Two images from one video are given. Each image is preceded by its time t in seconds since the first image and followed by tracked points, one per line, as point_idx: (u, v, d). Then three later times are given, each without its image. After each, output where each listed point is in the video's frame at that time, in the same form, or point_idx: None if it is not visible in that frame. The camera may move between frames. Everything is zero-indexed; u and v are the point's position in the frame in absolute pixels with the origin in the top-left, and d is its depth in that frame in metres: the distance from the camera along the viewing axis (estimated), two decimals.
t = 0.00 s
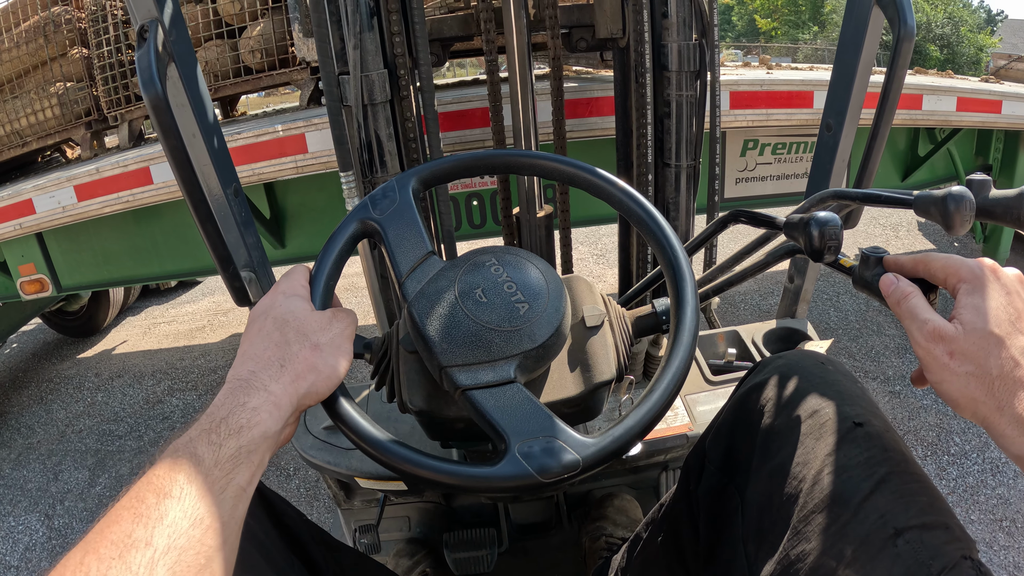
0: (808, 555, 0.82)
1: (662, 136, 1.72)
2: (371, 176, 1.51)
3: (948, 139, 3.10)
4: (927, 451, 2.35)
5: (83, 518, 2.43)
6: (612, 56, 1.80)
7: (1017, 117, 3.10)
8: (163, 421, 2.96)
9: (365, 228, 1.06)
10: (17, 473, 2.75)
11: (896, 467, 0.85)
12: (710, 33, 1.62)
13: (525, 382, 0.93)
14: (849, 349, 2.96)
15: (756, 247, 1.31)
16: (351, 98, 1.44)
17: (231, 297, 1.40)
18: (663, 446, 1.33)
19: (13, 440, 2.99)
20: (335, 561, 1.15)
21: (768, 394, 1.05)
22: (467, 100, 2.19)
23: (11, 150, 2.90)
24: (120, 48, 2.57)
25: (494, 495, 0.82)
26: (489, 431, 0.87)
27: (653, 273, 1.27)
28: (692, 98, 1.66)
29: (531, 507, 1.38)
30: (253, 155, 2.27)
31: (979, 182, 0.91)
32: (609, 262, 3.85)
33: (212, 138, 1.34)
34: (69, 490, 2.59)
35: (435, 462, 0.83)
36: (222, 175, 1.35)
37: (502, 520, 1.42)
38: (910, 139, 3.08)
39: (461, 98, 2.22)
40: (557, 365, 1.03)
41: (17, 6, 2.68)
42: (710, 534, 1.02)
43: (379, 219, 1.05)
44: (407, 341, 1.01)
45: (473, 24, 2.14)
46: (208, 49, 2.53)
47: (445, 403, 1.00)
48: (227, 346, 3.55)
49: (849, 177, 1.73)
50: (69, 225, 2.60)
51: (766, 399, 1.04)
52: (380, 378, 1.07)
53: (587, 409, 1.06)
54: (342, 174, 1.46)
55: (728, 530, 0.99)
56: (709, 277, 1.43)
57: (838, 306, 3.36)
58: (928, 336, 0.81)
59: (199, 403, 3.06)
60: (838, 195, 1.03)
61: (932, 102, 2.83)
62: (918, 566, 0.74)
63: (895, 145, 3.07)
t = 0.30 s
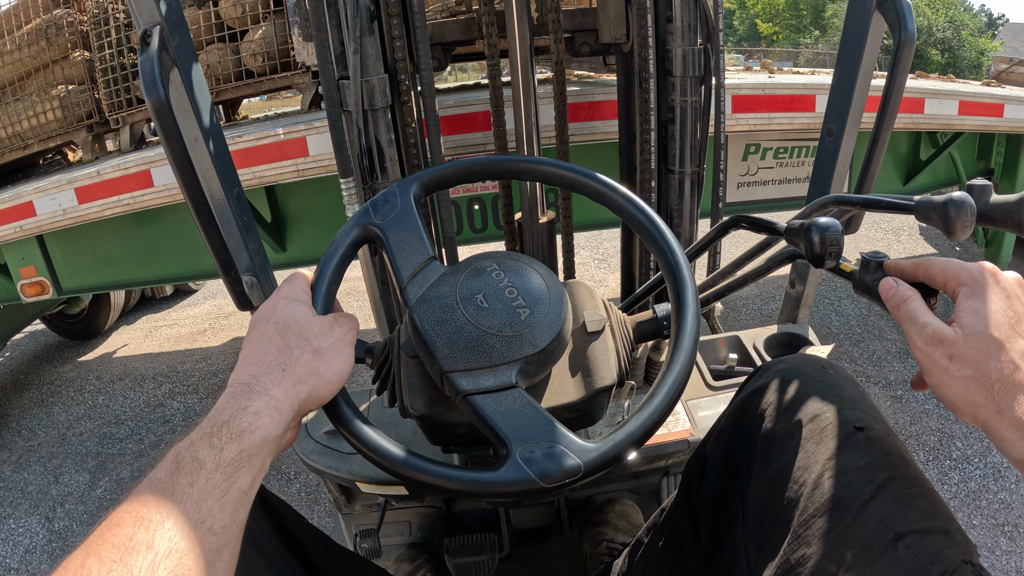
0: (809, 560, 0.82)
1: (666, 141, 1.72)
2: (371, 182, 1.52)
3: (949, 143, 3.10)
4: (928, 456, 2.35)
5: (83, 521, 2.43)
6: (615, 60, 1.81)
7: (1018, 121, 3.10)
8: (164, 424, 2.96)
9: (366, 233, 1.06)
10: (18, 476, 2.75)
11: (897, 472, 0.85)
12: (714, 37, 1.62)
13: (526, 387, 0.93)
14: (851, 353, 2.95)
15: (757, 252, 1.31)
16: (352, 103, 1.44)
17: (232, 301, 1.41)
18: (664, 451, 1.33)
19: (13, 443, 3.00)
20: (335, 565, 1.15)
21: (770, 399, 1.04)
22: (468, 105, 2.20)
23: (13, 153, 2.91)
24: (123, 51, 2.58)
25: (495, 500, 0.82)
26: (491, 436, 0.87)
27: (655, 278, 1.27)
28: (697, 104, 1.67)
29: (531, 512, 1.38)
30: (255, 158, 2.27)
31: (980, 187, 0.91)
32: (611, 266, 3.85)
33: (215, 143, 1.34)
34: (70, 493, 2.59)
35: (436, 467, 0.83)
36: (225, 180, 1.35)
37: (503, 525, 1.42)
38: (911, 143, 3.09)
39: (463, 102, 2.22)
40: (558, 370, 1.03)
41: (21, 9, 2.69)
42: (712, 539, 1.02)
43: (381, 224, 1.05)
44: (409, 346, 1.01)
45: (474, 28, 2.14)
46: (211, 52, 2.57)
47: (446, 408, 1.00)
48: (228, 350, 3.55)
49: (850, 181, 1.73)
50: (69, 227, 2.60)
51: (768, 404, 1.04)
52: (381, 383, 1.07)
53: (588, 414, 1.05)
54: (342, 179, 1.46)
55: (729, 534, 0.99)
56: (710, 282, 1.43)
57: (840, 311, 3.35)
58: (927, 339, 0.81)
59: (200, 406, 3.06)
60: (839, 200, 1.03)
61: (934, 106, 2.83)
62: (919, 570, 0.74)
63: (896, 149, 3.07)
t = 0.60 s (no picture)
0: (809, 559, 0.83)
1: (667, 145, 1.73)
2: (373, 186, 1.52)
3: (948, 146, 3.09)
4: (929, 459, 2.35)
5: (85, 522, 2.44)
6: (617, 64, 1.82)
7: (1017, 124, 3.11)
8: (166, 425, 2.97)
9: (368, 236, 1.07)
10: (20, 477, 2.76)
11: (897, 472, 0.85)
12: (716, 41, 1.62)
13: (527, 387, 0.94)
14: (851, 357, 2.96)
15: (757, 255, 1.31)
16: (353, 106, 1.45)
17: (235, 303, 1.42)
18: (665, 452, 1.33)
19: (15, 444, 3.00)
20: (337, 565, 1.15)
21: (769, 400, 1.05)
22: (469, 106, 2.21)
23: (17, 154, 2.93)
24: (127, 53, 2.59)
25: (497, 498, 0.83)
26: (493, 436, 0.87)
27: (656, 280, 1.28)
28: (698, 107, 1.67)
29: (532, 513, 1.38)
30: (257, 159, 2.28)
31: (979, 191, 0.91)
32: (612, 270, 3.86)
33: (219, 145, 1.35)
34: (72, 494, 2.60)
35: (439, 466, 0.84)
36: (228, 182, 1.35)
37: (503, 527, 1.43)
38: (911, 146, 3.09)
39: (464, 103, 2.24)
40: (559, 372, 1.04)
41: (26, 11, 2.71)
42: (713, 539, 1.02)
43: (382, 226, 1.06)
44: (411, 347, 1.02)
45: (475, 31, 2.15)
46: (214, 55, 2.59)
47: (448, 408, 1.00)
48: (230, 353, 3.56)
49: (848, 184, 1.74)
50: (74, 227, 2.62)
51: (767, 404, 1.05)
52: (383, 384, 1.08)
53: (589, 415, 1.06)
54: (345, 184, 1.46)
55: (730, 534, 1.00)
56: (710, 285, 1.44)
57: (840, 315, 3.36)
58: (926, 342, 0.81)
59: (201, 408, 3.07)
60: (838, 204, 1.04)
61: (932, 109, 2.84)
62: (920, 569, 0.74)
63: (895, 152, 3.08)
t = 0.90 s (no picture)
0: (818, 567, 0.81)
1: (671, 147, 1.72)
2: (374, 187, 1.51)
3: (951, 150, 3.10)
4: (932, 462, 2.33)
5: (83, 525, 2.42)
6: (620, 67, 1.81)
7: (1020, 127, 3.10)
8: (166, 428, 2.95)
9: (371, 236, 1.06)
10: (18, 479, 2.75)
11: (908, 478, 0.84)
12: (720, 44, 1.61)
13: (531, 391, 0.92)
14: (854, 360, 2.94)
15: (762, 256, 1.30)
16: (354, 107, 1.44)
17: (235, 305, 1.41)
18: (669, 457, 1.32)
19: (14, 445, 2.99)
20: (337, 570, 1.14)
21: (777, 406, 1.04)
22: (471, 110, 2.20)
23: (18, 156, 2.92)
24: (128, 56, 2.58)
25: (499, 505, 0.81)
26: (495, 441, 0.86)
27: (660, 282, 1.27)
28: (702, 110, 1.66)
29: (533, 519, 1.36)
30: (258, 163, 2.28)
31: (986, 190, 0.90)
32: (613, 273, 3.85)
33: (220, 145, 1.34)
34: (71, 496, 2.59)
35: (441, 472, 0.83)
36: (229, 182, 1.34)
37: (505, 532, 1.41)
38: (914, 149, 3.08)
39: (466, 107, 2.23)
40: (563, 375, 1.03)
41: (27, 13, 2.70)
42: (718, 546, 1.01)
43: (385, 226, 1.05)
44: (412, 349, 1.01)
45: (477, 34, 2.14)
46: (216, 58, 2.55)
47: (450, 412, 0.99)
48: (230, 355, 3.55)
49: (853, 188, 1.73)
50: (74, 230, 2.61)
51: (775, 410, 1.03)
52: (384, 387, 1.07)
53: (593, 419, 1.05)
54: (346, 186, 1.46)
55: (736, 541, 0.98)
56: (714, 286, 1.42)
57: (843, 319, 3.34)
58: (930, 334, 0.80)
59: (201, 411, 3.06)
60: (845, 205, 1.03)
61: (935, 112, 2.82)
62: None
63: (899, 156, 3.06)
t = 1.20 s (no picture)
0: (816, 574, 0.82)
1: (672, 154, 1.72)
2: (376, 195, 1.52)
3: (951, 154, 3.10)
4: (933, 468, 2.34)
5: (85, 528, 2.43)
6: (622, 74, 1.81)
7: (1020, 132, 3.11)
8: (167, 432, 2.96)
9: (373, 247, 1.06)
10: (21, 482, 2.75)
11: (905, 486, 0.85)
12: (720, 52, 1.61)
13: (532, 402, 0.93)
14: (855, 365, 2.95)
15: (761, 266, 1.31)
16: (357, 116, 1.44)
17: (238, 312, 1.41)
18: (669, 464, 1.32)
19: (16, 448, 3.00)
20: None
21: (775, 414, 1.04)
22: (473, 115, 2.21)
23: (21, 159, 2.93)
24: (131, 60, 2.58)
25: (501, 515, 0.82)
26: (498, 452, 0.87)
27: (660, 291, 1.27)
28: (702, 117, 1.67)
29: (534, 525, 1.36)
30: (261, 167, 2.29)
31: (981, 197, 0.90)
32: (615, 278, 3.85)
33: (223, 154, 1.35)
34: (73, 500, 2.59)
35: (444, 482, 0.83)
36: (232, 191, 1.35)
37: (506, 538, 1.42)
38: (915, 154, 3.08)
39: (468, 113, 2.24)
40: (564, 385, 1.04)
41: (31, 17, 2.71)
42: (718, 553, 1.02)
43: (388, 238, 1.06)
44: (414, 359, 1.01)
45: (479, 40, 2.15)
46: (219, 62, 2.57)
47: (452, 422, 1.00)
48: (232, 359, 3.56)
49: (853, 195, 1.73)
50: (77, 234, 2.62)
51: (774, 418, 1.04)
52: (387, 396, 1.07)
53: (594, 429, 1.06)
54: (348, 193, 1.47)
55: (737, 548, 0.99)
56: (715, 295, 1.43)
57: (844, 324, 3.35)
58: (927, 349, 0.80)
59: (203, 415, 3.07)
60: (841, 212, 1.03)
61: (936, 117, 2.83)
62: None
63: (899, 161, 3.07)
